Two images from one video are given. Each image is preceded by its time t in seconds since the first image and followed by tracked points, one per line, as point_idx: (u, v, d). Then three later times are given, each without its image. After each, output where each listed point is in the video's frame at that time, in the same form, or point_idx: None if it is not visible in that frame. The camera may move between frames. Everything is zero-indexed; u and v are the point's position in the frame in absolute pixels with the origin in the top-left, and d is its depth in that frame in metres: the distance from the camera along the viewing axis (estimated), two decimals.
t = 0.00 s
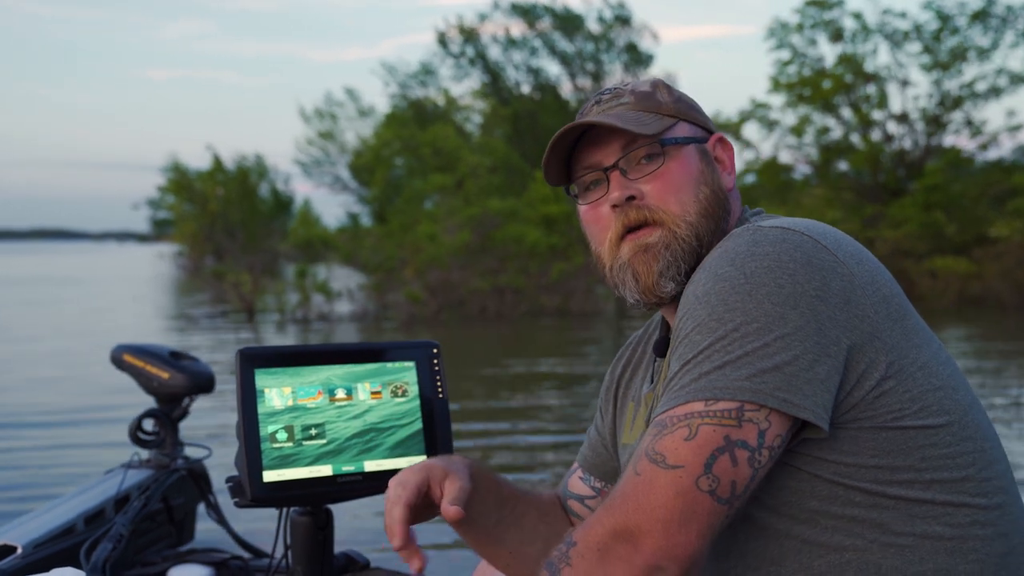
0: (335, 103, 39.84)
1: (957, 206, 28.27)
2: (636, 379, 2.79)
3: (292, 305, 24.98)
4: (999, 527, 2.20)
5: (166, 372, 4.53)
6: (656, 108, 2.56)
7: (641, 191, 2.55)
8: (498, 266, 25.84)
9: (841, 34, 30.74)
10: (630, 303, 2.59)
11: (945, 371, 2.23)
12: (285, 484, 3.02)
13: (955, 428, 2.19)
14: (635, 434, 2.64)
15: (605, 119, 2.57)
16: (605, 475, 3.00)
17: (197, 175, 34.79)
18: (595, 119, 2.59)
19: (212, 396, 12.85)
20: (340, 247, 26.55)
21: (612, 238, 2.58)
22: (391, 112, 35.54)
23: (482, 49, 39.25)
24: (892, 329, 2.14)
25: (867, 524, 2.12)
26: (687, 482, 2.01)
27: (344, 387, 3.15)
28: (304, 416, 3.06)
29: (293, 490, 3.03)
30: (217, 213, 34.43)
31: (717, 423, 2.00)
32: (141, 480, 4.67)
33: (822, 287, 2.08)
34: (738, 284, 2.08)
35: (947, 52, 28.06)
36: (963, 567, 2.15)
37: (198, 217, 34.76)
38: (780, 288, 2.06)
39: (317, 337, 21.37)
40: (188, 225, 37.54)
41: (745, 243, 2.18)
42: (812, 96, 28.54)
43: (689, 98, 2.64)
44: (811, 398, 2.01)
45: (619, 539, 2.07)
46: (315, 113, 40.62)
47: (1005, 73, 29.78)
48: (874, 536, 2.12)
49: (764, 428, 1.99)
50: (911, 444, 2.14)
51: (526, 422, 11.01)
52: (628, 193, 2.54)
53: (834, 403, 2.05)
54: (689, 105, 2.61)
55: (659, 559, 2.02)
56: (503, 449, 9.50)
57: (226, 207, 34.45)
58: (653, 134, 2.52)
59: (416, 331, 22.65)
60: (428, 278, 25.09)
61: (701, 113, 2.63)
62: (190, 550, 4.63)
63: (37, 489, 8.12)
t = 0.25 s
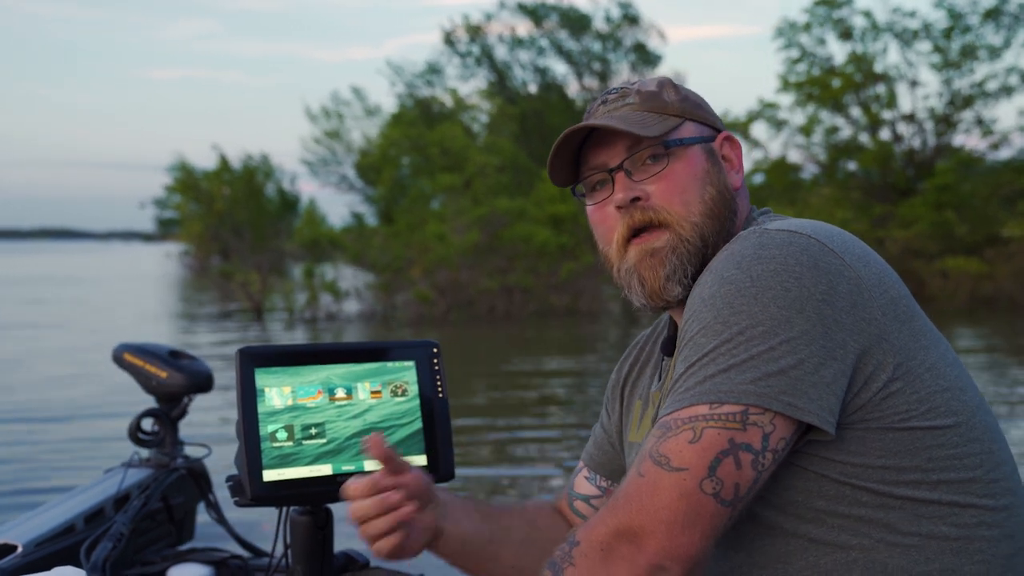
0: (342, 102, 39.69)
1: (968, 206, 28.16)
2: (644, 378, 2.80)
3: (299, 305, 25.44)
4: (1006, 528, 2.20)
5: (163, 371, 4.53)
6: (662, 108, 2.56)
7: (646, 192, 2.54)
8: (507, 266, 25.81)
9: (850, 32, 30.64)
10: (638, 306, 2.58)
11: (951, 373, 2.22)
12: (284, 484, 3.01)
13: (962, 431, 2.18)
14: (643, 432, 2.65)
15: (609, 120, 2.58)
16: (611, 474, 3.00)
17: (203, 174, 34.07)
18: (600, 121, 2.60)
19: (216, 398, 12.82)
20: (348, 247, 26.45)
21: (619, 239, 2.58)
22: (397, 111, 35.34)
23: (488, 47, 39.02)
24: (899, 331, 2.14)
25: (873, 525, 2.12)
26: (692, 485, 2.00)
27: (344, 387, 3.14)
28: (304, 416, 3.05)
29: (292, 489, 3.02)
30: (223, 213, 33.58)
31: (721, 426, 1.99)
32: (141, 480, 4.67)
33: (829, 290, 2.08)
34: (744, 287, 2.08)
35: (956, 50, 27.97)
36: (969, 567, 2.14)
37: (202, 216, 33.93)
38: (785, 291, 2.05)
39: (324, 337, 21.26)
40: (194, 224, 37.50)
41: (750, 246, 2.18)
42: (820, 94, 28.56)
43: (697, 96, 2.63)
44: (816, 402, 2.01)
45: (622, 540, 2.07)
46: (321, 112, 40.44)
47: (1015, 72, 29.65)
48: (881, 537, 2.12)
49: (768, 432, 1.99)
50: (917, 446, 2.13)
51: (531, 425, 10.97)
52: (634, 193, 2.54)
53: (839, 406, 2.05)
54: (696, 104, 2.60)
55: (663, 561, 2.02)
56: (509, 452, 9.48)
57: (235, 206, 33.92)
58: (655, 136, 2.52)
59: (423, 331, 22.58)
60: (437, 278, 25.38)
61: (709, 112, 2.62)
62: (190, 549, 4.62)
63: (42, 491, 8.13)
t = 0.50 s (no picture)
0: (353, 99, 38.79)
1: (982, 204, 28.06)
2: (647, 377, 2.79)
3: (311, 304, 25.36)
4: (1015, 529, 2.19)
5: (163, 370, 4.53)
6: (615, 131, 2.40)
7: (592, 216, 2.48)
8: (519, 265, 25.69)
9: (862, 30, 30.58)
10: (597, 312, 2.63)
11: (961, 374, 2.21)
12: (288, 483, 3.00)
13: (971, 432, 2.17)
14: (644, 433, 2.65)
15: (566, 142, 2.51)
16: (614, 475, 2.98)
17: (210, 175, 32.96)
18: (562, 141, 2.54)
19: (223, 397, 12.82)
20: (359, 246, 26.41)
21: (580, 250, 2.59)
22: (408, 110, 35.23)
23: (498, 46, 38.89)
24: (908, 333, 2.13)
25: (881, 525, 2.11)
26: (698, 488, 2.00)
27: (348, 386, 3.15)
28: (308, 415, 3.05)
29: (294, 488, 3.01)
30: (232, 212, 33.08)
31: (729, 428, 1.98)
32: (144, 478, 4.67)
33: (838, 292, 2.07)
34: (751, 290, 2.07)
35: (970, 48, 27.92)
36: (977, 567, 2.13)
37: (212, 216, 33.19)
38: (792, 295, 2.04)
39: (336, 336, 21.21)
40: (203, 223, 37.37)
41: (758, 248, 2.16)
42: (833, 92, 28.52)
43: (671, 106, 2.35)
44: (823, 404, 2.00)
45: (627, 542, 2.06)
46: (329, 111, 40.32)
47: None
48: (889, 537, 2.11)
49: (776, 434, 1.98)
50: (926, 448, 2.12)
51: (541, 425, 10.92)
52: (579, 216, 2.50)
53: (848, 408, 2.04)
54: (663, 117, 2.35)
55: (667, 563, 2.02)
56: (519, 455, 9.43)
57: (242, 206, 32.92)
58: (595, 162, 2.41)
59: (435, 331, 22.50)
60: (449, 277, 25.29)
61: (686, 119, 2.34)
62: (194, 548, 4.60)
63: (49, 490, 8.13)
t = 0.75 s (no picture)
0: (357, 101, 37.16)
1: (994, 204, 27.97)
2: (646, 377, 2.79)
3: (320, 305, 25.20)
4: (1014, 531, 2.19)
5: (162, 370, 4.53)
6: (607, 134, 2.43)
7: (590, 217, 2.52)
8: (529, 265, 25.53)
9: (873, 29, 30.48)
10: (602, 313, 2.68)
11: (962, 376, 2.21)
12: (288, 483, 3.01)
13: (972, 435, 2.17)
14: (642, 434, 2.67)
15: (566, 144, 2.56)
16: (615, 471, 3.00)
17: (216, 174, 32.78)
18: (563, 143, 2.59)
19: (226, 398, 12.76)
20: (368, 246, 26.29)
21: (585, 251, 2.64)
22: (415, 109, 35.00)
23: (506, 45, 38.63)
24: (909, 335, 2.12)
25: (881, 527, 2.11)
26: (699, 489, 2.00)
27: (348, 386, 3.13)
28: (308, 415, 3.05)
29: (294, 489, 3.02)
30: (239, 212, 32.67)
31: (730, 430, 1.98)
32: (144, 478, 4.67)
33: (840, 293, 2.06)
34: (752, 291, 2.07)
35: (981, 47, 27.85)
36: (976, 569, 2.13)
37: (219, 216, 32.88)
38: (793, 297, 2.04)
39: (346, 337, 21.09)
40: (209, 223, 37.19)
41: (759, 249, 2.16)
42: (843, 91, 28.49)
43: (662, 109, 2.35)
44: (824, 406, 2.00)
45: (629, 544, 2.07)
46: (336, 110, 40.08)
47: None
48: (889, 539, 2.11)
49: (778, 436, 1.98)
50: (927, 450, 2.12)
51: (547, 426, 10.89)
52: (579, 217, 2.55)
53: (848, 410, 2.04)
54: (649, 123, 2.36)
55: (667, 565, 2.02)
56: (525, 456, 9.42)
57: (249, 206, 32.54)
58: (588, 166, 2.45)
59: (444, 331, 22.46)
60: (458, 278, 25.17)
61: (670, 124, 2.34)
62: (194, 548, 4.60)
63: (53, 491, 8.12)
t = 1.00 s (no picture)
0: (364, 100, 36.48)
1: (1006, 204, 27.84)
2: (649, 378, 2.79)
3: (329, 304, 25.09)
4: (1014, 530, 2.19)
5: (162, 369, 4.53)
6: (649, 114, 2.47)
7: (622, 200, 2.51)
8: (539, 265, 25.39)
9: (883, 28, 30.36)
10: (614, 308, 2.62)
11: (962, 376, 2.21)
12: (287, 482, 3.00)
13: (971, 434, 2.17)
14: (645, 431, 2.67)
15: (594, 128, 2.54)
16: (614, 472, 2.99)
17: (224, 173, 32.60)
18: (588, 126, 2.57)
19: (228, 398, 12.73)
20: (378, 245, 26.26)
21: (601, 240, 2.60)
22: (422, 108, 34.80)
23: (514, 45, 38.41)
24: (909, 335, 2.12)
25: (881, 527, 2.11)
26: (699, 489, 1.99)
27: (348, 386, 3.13)
28: (308, 415, 3.05)
29: (293, 489, 3.01)
30: (246, 211, 32.54)
31: (730, 430, 1.98)
32: (144, 478, 4.67)
33: (839, 294, 2.06)
34: (753, 291, 2.07)
35: (992, 47, 27.75)
36: (975, 568, 2.13)
37: (226, 215, 32.73)
38: (795, 297, 2.04)
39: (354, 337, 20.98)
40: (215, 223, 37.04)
41: (760, 249, 2.16)
42: (854, 91, 28.48)
43: (700, 98, 2.47)
44: (825, 406, 1.99)
45: (629, 544, 2.07)
46: (344, 110, 39.93)
47: None
48: (888, 539, 2.11)
49: (777, 436, 1.98)
50: (926, 450, 2.12)
51: (553, 427, 10.86)
52: (609, 200, 2.52)
53: (849, 410, 2.03)
54: (692, 107, 2.46)
55: (667, 565, 2.02)
56: (530, 457, 9.39)
57: (256, 205, 32.31)
58: (632, 144, 2.46)
59: (453, 331, 22.38)
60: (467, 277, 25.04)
61: (710, 113, 2.46)
62: (194, 548, 4.58)
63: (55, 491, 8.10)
